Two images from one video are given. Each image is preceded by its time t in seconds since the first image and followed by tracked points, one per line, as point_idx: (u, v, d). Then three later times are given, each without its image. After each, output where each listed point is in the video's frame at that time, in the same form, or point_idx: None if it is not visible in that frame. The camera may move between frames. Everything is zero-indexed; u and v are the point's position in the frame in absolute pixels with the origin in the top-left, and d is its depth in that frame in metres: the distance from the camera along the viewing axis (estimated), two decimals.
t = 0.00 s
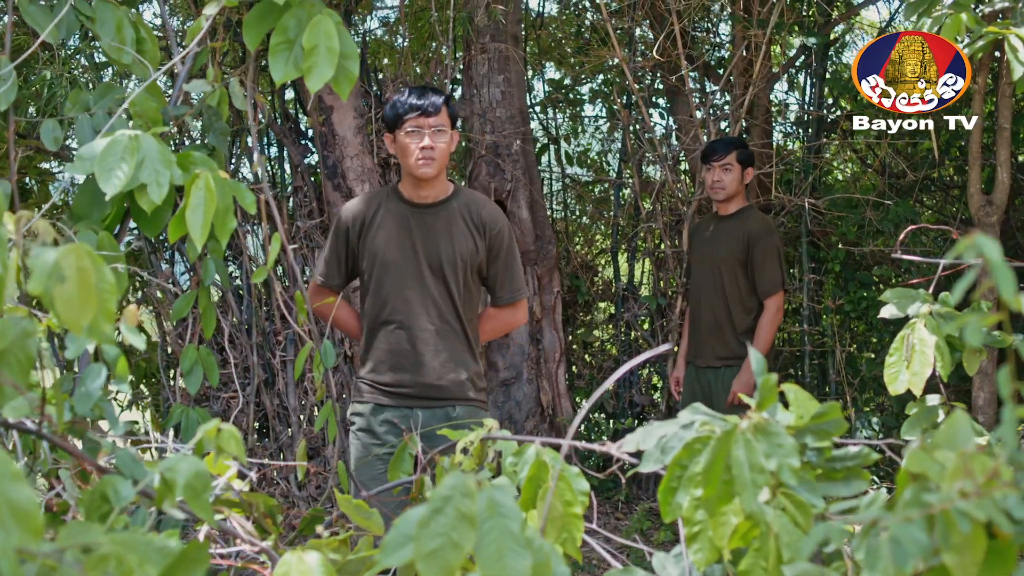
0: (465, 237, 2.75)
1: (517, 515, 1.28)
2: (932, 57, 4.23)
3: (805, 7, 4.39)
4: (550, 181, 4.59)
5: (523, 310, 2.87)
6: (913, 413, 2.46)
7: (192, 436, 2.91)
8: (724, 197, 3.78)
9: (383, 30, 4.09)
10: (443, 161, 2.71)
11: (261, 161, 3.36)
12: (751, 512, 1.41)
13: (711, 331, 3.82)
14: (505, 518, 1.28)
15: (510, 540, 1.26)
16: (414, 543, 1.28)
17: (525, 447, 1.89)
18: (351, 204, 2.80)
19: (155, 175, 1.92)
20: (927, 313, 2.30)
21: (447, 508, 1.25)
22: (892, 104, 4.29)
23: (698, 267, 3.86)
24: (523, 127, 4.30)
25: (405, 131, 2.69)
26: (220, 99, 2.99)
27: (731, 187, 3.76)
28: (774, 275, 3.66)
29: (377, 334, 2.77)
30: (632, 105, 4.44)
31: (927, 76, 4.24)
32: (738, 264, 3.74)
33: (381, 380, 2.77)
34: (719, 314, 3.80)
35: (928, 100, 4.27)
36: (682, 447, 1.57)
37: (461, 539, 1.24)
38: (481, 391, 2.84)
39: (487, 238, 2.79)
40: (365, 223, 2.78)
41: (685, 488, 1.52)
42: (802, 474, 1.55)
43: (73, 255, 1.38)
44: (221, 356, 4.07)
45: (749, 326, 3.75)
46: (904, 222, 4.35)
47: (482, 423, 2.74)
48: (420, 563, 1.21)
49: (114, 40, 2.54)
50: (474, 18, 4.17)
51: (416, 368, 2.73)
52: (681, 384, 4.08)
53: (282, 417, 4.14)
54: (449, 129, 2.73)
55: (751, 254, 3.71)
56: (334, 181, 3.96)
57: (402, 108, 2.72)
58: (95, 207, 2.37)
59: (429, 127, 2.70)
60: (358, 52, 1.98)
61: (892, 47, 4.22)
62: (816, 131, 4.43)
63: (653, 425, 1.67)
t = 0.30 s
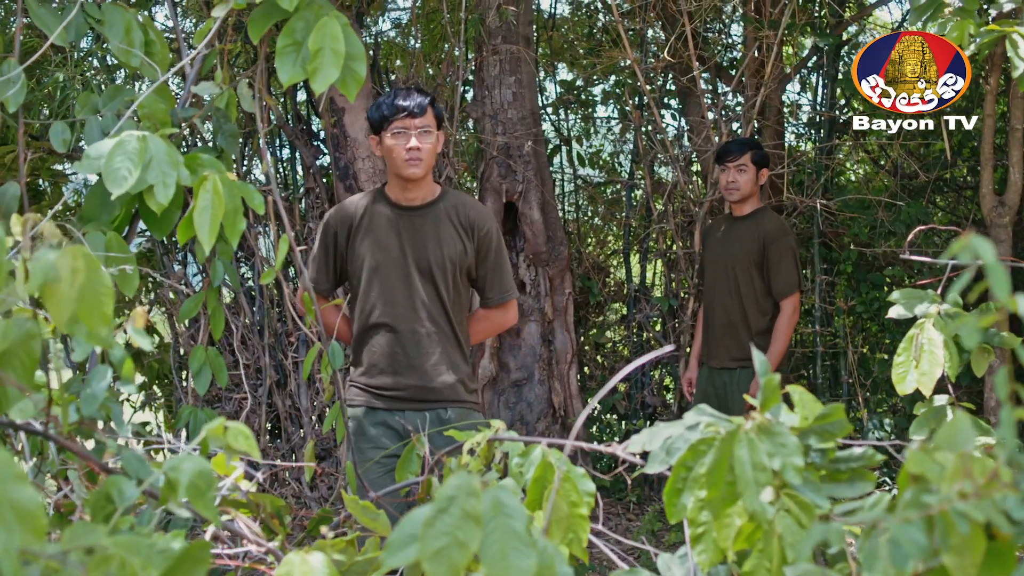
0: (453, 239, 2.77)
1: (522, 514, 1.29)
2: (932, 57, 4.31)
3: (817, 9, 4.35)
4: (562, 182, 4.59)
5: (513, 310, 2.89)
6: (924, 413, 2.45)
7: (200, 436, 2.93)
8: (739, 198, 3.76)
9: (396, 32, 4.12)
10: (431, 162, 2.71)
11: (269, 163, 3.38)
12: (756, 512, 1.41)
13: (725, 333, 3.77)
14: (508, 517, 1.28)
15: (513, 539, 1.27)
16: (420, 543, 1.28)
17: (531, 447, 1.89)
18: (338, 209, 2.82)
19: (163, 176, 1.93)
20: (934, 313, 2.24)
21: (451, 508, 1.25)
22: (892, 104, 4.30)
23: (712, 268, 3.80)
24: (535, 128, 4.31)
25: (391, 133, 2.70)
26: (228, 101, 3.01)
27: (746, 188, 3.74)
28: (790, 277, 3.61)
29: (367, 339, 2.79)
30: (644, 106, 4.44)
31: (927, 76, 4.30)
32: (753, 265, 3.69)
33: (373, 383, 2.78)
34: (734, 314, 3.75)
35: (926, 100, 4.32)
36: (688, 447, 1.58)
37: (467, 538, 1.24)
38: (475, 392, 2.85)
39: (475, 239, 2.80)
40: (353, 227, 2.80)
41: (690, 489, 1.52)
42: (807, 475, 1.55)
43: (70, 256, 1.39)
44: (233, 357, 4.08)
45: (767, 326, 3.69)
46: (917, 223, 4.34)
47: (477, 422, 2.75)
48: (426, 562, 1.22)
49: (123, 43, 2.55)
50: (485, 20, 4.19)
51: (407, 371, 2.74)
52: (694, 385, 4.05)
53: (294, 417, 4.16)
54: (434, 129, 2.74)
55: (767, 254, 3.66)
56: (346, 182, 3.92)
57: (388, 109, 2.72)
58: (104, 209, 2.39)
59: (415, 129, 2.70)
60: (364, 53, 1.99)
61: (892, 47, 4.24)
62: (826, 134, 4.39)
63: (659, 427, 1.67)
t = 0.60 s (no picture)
0: (444, 242, 2.78)
1: (521, 513, 1.29)
2: (932, 57, 4.32)
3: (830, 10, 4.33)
4: (574, 185, 4.58)
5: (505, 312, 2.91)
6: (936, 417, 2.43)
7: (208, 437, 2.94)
8: (754, 200, 3.74)
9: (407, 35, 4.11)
10: (423, 166, 2.72)
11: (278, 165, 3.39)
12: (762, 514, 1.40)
13: (741, 334, 3.76)
14: (508, 517, 1.28)
15: (514, 538, 1.27)
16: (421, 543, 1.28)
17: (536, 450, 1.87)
18: (329, 215, 2.83)
19: (171, 179, 1.95)
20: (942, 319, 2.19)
21: (452, 507, 1.26)
22: (892, 104, 4.29)
23: (728, 269, 3.78)
24: (546, 130, 4.31)
25: (383, 137, 2.70)
26: (235, 104, 3.02)
27: (761, 189, 3.72)
28: (806, 279, 3.59)
29: (360, 344, 2.80)
30: (655, 108, 4.45)
31: (927, 76, 4.31)
32: (770, 266, 3.66)
33: (368, 388, 2.79)
34: (751, 316, 3.72)
35: (927, 100, 4.33)
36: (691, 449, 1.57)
37: (468, 537, 1.24)
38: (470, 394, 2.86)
39: (466, 242, 2.81)
40: (344, 232, 2.81)
41: (694, 491, 1.52)
42: (810, 477, 1.55)
43: (78, 258, 1.40)
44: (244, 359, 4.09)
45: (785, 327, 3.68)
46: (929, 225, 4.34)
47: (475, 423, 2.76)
48: (426, 561, 1.22)
49: (131, 46, 2.57)
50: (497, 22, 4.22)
51: (401, 374, 2.75)
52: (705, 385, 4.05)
53: (306, 419, 4.16)
54: (426, 134, 2.74)
55: (785, 255, 3.63)
56: (357, 185, 3.91)
57: (379, 114, 2.72)
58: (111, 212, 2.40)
59: (408, 133, 2.70)
60: (374, 54, 2.00)
61: (893, 47, 4.25)
62: (837, 134, 4.37)
63: (662, 430, 1.66)
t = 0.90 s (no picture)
0: (451, 243, 2.78)
1: (516, 514, 1.28)
2: (932, 57, 4.36)
3: (837, 11, 4.32)
4: (581, 186, 4.58)
5: (512, 314, 2.91)
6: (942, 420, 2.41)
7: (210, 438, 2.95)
8: (763, 201, 3.70)
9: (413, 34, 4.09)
10: (433, 167, 2.73)
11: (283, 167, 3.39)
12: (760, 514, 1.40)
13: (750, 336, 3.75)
14: (502, 518, 1.27)
15: (509, 539, 1.26)
16: (415, 543, 1.28)
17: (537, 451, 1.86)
18: (336, 215, 2.84)
19: (173, 181, 1.95)
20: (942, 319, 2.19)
21: (446, 507, 1.25)
22: (893, 104, 4.29)
23: (736, 271, 3.76)
24: (552, 131, 4.31)
25: (393, 138, 2.70)
26: (238, 105, 3.03)
27: (770, 191, 3.69)
28: (817, 281, 3.59)
29: (366, 344, 2.80)
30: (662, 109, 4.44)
31: (928, 76, 4.35)
32: (780, 268, 3.66)
33: (374, 388, 2.80)
34: (762, 318, 3.71)
35: (927, 100, 4.35)
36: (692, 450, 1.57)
37: (461, 537, 1.24)
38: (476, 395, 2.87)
39: (472, 243, 2.82)
40: (351, 233, 2.82)
41: (694, 491, 1.53)
42: (810, 478, 1.54)
43: (82, 260, 1.40)
44: (251, 360, 4.10)
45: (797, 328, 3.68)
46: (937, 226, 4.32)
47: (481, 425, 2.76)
48: (419, 562, 1.22)
49: (135, 48, 2.57)
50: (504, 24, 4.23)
51: (407, 375, 2.76)
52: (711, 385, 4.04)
53: (312, 420, 4.16)
54: (435, 135, 2.75)
55: (794, 258, 3.62)
56: (363, 186, 3.91)
57: (389, 115, 2.72)
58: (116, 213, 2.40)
59: (417, 134, 2.71)
60: (378, 56, 2.00)
61: (892, 47, 4.28)
62: (844, 135, 4.35)
63: (663, 431, 1.66)
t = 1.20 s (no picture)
0: (459, 245, 2.78)
1: (506, 517, 1.28)
2: (933, 57, 4.34)
3: (838, 12, 4.32)
4: (583, 188, 4.58)
5: (520, 315, 2.90)
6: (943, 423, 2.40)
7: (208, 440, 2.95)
8: (758, 203, 3.71)
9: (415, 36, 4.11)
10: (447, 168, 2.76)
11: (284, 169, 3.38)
12: (754, 515, 1.41)
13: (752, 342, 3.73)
14: (493, 521, 1.27)
15: (498, 543, 1.26)
16: (406, 546, 1.28)
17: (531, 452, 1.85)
18: (346, 216, 2.85)
19: (172, 185, 1.95)
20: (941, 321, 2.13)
21: (436, 511, 1.25)
22: (892, 104, 4.28)
23: (733, 275, 3.77)
24: (554, 133, 4.32)
25: (410, 139, 2.73)
26: (236, 108, 3.03)
27: (765, 193, 3.70)
28: (816, 284, 3.59)
29: (373, 344, 2.81)
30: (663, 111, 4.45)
31: (927, 76, 4.31)
32: (779, 272, 3.65)
33: (381, 389, 2.80)
34: (763, 323, 3.70)
35: (927, 100, 4.32)
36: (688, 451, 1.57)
37: (450, 541, 1.24)
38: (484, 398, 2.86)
39: (481, 245, 2.82)
40: (360, 233, 2.83)
41: (688, 493, 1.53)
42: (804, 478, 1.54)
43: (77, 265, 1.40)
44: (254, 362, 4.10)
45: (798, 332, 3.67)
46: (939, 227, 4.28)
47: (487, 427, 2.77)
48: (409, 565, 1.22)
49: (134, 51, 2.58)
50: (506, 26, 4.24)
51: (413, 376, 2.76)
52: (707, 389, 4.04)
53: (314, 422, 4.15)
54: (448, 137, 2.80)
55: (793, 261, 3.63)
56: (365, 188, 3.91)
57: (404, 116, 2.76)
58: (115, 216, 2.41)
59: (433, 135, 2.75)
60: (378, 57, 2.01)
61: (892, 47, 4.27)
62: (846, 137, 4.35)
63: (659, 432, 1.66)
